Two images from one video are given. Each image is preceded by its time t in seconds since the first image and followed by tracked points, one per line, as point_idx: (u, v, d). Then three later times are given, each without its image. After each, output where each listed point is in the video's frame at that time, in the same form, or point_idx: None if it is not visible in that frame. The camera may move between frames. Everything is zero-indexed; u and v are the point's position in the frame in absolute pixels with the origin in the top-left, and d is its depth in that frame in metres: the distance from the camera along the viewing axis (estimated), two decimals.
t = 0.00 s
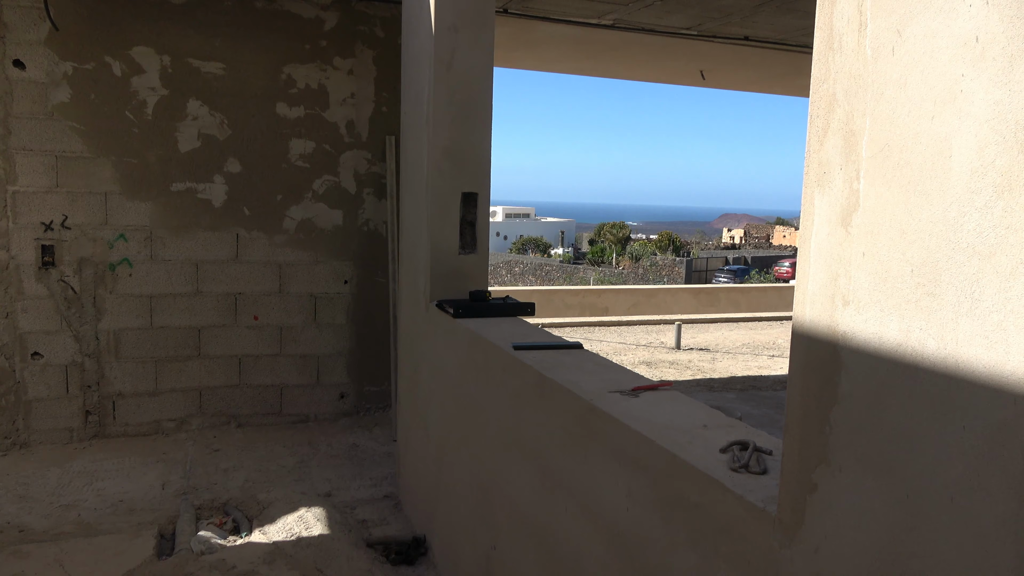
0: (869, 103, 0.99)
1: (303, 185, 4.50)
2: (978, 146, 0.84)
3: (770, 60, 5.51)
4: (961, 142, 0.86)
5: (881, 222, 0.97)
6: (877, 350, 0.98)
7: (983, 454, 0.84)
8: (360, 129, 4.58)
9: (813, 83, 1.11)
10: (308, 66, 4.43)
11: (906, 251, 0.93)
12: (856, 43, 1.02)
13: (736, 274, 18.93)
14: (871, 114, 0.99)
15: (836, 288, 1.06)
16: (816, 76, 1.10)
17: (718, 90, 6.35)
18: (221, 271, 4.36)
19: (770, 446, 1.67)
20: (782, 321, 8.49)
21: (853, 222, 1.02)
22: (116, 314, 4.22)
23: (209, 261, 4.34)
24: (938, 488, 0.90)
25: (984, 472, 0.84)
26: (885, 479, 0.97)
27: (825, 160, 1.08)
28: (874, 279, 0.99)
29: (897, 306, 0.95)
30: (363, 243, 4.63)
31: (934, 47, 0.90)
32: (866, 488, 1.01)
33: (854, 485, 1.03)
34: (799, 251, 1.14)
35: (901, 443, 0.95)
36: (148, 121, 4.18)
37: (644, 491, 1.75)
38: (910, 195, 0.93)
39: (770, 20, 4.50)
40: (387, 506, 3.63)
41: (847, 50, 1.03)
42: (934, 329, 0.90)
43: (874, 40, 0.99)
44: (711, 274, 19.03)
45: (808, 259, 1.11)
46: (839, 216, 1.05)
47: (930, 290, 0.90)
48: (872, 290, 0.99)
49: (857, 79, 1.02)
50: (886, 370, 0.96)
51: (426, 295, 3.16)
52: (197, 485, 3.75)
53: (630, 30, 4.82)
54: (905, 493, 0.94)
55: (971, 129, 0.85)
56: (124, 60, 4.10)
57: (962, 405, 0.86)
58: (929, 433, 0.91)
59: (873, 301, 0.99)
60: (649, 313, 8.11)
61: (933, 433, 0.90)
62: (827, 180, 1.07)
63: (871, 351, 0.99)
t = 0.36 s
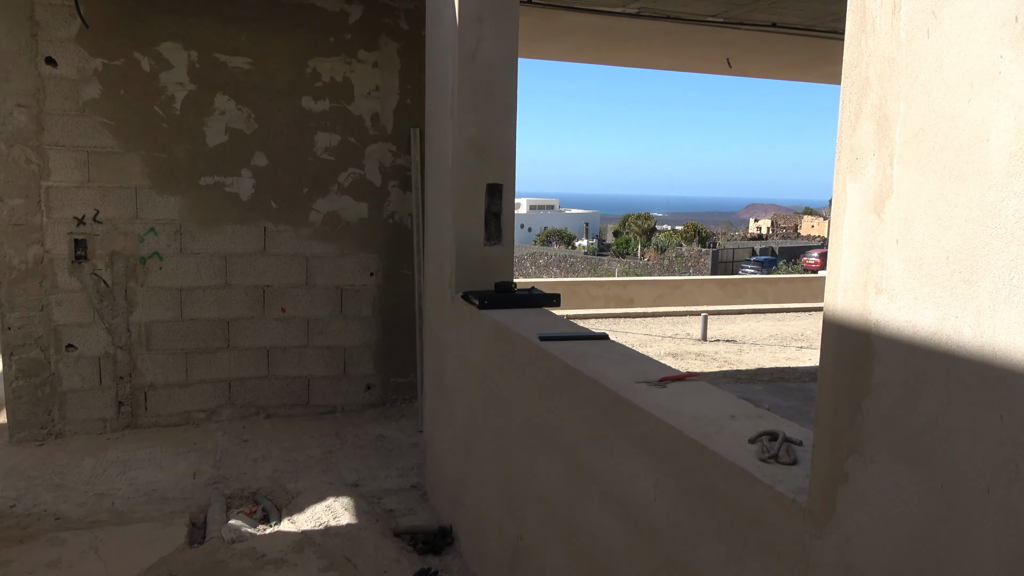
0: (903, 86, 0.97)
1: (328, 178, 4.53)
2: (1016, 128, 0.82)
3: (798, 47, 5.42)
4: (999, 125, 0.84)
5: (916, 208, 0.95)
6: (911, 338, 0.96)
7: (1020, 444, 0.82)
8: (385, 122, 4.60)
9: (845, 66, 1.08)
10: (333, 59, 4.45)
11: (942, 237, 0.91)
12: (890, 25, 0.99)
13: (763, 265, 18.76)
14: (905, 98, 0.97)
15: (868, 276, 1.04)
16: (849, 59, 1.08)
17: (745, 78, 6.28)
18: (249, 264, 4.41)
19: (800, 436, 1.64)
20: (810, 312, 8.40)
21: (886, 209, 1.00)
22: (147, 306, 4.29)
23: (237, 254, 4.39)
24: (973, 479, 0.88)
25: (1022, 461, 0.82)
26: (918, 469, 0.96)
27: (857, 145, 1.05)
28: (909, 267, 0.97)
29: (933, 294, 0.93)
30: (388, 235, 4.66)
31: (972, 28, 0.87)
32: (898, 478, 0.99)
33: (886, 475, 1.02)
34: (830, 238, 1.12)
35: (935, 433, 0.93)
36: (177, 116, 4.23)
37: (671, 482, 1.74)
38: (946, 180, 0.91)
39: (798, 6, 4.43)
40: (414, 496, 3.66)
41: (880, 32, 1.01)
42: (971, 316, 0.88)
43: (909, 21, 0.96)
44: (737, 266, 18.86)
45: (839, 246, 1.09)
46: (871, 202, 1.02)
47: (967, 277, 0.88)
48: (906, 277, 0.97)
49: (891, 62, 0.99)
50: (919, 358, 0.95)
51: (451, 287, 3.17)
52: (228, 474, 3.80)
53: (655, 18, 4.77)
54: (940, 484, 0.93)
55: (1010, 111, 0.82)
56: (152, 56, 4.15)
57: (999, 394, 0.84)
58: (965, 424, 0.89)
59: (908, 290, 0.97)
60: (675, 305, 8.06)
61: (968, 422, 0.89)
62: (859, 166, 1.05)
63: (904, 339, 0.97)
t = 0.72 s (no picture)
0: (930, 73, 0.96)
1: (347, 170, 4.55)
2: None
3: (821, 37, 5.37)
4: None
5: (942, 197, 0.94)
6: (936, 329, 0.95)
7: None
8: (403, 114, 4.60)
9: (870, 54, 1.07)
10: (352, 51, 4.47)
11: (970, 225, 0.90)
12: (917, 11, 0.98)
13: (781, 258, 18.64)
14: (932, 85, 0.95)
15: (893, 266, 1.02)
16: (874, 47, 1.06)
17: (766, 68, 6.23)
18: (270, 255, 4.45)
19: (822, 428, 1.63)
20: (831, 305, 8.33)
21: (912, 197, 0.98)
22: (169, 297, 4.34)
23: (258, 246, 4.43)
24: (1000, 471, 0.87)
25: None
26: (943, 461, 0.95)
27: (882, 134, 1.04)
28: (936, 256, 0.95)
29: (959, 283, 0.92)
30: (407, 227, 4.67)
31: (1001, 14, 0.86)
32: (922, 470, 0.98)
33: (910, 467, 1.01)
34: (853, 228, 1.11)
35: (961, 424, 0.92)
36: (198, 109, 4.26)
37: (691, 474, 1.73)
38: (974, 168, 0.89)
39: None
40: (432, 486, 3.67)
41: (907, 19, 0.99)
42: (999, 306, 0.87)
43: (937, 7, 0.95)
44: (756, 259, 18.75)
45: (863, 236, 1.08)
46: (896, 191, 1.01)
47: (995, 266, 0.87)
48: (931, 266, 0.96)
49: (918, 49, 0.98)
50: (945, 349, 0.93)
51: (470, 278, 3.17)
52: (249, 463, 3.84)
53: (675, 9, 4.74)
54: (965, 475, 0.92)
55: None
56: (174, 49, 4.18)
57: None
58: (992, 415, 0.88)
59: (934, 279, 0.96)
60: (694, 297, 8.03)
61: (994, 413, 0.87)
62: (884, 155, 1.03)
63: (930, 329, 0.96)
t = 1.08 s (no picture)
0: (963, 60, 0.94)
1: (369, 163, 4.57)
2: None
3: (847, 26, 5.30)
4: None
5: (975, 185, 0.92)
6: (968, 321, 0.94)
7: None
8: (425, 106, 4.61)
9: (901, 41, 1.05)
10: (373, 44, 4.48)
11: (1004, 215, 0.88)
12: None
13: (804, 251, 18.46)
14: (965, 72, 0.93)
15: (923, 256, 1.01)
16: (906, 33, 1.04)
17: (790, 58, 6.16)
18: (292, 248, 4.48)
19: (848, 422, 1.61)
20: (855, 298, 8.24)
21: (943, 187, 0.97)
22: (194, 289, 4.39)
23: (281, 238, 4.47)
24: None
25: None
26: (974, 455, 0.93)
27: (913, 122, 1.02)
28: (967, 246, 0.94)
29: (993, 274, 0.91)
30: (428, 219, 4.69)
31: None
32: (952, 464, 0.97)
33: (940, 461, 0.99)
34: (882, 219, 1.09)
35: (992, 418, 0.91)
36: (221, 103, 4.29)
37: (714, 467, 1.72)
38: (1008, 157, 0.87)
39: None
40: (453, 478, 3.69)
41: (941, 4, 0.97)
42: None
43: None
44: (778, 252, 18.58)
45: (892, 226, 1.06)
46: (927, 181, 0.99)
47: None
48: (963, 257, 0.94)
49: (951, 35, 0.96)
50: (976, 341, 0.92)
51: (491, 270, 3.17)
52: (272, 454, 3.88)
53: None
54: (996, 469, 0.90)
55: None
56: (197, 43, 4.22)
57: None
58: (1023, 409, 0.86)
59: (965, 270, 0.94)
60: (716, 291, 7.98)
61: None
62: (914, 143, 1.02)
63: (961, 321, 0.95)
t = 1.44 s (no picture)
0: (999, 48, 0.92)
1: (391, 156, 4.59)
2: None
3: (874, 18, 5.22)
4: None
5: (1010, 177, 0.90)
6: (1000, 315, 0.92)
7: None
8: (447, 99, 4.62)
9: (934, 29, 1.03)
10: (396, 38, 4.49)
11: None
12: None
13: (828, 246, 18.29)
14: (1000, 60, 0.91)
15: (955, 249, 0.99)
16: (939, 21, 1.02)
17: (816, 49, 6.09)
18: (315, 240, 4.52)
19: (874, 417, 1.58)
20: (880, 294, 8.13)
21: (977, 178, 0.95)
22: (218, 281, 4.44)
23: (303, 231, 4.50)
24: None
25: None
26: (1005, 450, 0.92)
27: (945, 112, 1.00)
28: (1000, 240, 0.92)
29: None
30: (449, 213, 4.70)
31: None
32: (981, 460, 0.96)
33: (969, 456, 0.98)
34: (913, 210, 1.08)
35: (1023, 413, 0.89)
36: (246, 96, 4.33)
37: (737, 461, 1.70)
38: None
39: None
40: (474, 470, 3.70)
41: None
42: None
43: None
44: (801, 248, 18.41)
45: (922, 219, 1.05)
46: (959, 172, 0.98)
47: None
48: (996, 250, 0.93)
49: (986, 23, 0.94)
50: (1009, 336, 0.91)
51: (512, 263, 3.17)
52: (295, 444, 3.92)
53: None
54: None
55: None
56: (222, 37, 4.25)
57: None
58: None
59: (998, 263, 0.93)
60: (738, 285, 7.92)
61: None
62: (946, 134, 1.00)
63: (993, 315, 0.93)
